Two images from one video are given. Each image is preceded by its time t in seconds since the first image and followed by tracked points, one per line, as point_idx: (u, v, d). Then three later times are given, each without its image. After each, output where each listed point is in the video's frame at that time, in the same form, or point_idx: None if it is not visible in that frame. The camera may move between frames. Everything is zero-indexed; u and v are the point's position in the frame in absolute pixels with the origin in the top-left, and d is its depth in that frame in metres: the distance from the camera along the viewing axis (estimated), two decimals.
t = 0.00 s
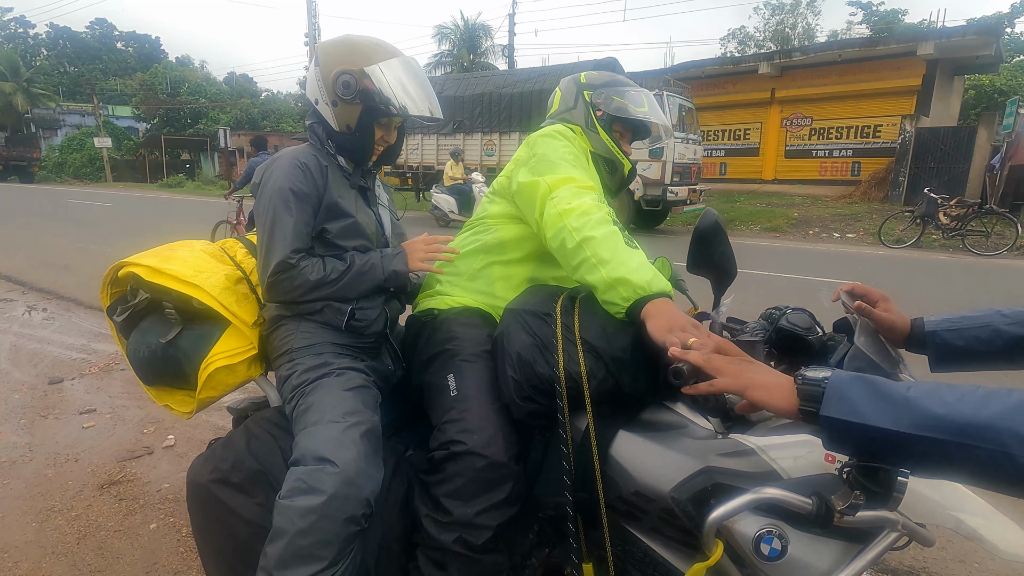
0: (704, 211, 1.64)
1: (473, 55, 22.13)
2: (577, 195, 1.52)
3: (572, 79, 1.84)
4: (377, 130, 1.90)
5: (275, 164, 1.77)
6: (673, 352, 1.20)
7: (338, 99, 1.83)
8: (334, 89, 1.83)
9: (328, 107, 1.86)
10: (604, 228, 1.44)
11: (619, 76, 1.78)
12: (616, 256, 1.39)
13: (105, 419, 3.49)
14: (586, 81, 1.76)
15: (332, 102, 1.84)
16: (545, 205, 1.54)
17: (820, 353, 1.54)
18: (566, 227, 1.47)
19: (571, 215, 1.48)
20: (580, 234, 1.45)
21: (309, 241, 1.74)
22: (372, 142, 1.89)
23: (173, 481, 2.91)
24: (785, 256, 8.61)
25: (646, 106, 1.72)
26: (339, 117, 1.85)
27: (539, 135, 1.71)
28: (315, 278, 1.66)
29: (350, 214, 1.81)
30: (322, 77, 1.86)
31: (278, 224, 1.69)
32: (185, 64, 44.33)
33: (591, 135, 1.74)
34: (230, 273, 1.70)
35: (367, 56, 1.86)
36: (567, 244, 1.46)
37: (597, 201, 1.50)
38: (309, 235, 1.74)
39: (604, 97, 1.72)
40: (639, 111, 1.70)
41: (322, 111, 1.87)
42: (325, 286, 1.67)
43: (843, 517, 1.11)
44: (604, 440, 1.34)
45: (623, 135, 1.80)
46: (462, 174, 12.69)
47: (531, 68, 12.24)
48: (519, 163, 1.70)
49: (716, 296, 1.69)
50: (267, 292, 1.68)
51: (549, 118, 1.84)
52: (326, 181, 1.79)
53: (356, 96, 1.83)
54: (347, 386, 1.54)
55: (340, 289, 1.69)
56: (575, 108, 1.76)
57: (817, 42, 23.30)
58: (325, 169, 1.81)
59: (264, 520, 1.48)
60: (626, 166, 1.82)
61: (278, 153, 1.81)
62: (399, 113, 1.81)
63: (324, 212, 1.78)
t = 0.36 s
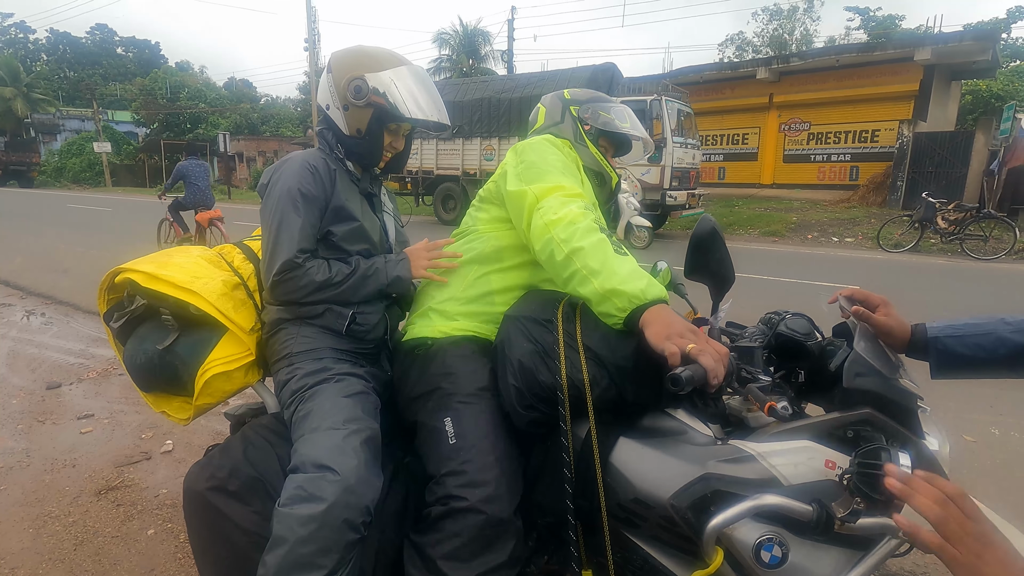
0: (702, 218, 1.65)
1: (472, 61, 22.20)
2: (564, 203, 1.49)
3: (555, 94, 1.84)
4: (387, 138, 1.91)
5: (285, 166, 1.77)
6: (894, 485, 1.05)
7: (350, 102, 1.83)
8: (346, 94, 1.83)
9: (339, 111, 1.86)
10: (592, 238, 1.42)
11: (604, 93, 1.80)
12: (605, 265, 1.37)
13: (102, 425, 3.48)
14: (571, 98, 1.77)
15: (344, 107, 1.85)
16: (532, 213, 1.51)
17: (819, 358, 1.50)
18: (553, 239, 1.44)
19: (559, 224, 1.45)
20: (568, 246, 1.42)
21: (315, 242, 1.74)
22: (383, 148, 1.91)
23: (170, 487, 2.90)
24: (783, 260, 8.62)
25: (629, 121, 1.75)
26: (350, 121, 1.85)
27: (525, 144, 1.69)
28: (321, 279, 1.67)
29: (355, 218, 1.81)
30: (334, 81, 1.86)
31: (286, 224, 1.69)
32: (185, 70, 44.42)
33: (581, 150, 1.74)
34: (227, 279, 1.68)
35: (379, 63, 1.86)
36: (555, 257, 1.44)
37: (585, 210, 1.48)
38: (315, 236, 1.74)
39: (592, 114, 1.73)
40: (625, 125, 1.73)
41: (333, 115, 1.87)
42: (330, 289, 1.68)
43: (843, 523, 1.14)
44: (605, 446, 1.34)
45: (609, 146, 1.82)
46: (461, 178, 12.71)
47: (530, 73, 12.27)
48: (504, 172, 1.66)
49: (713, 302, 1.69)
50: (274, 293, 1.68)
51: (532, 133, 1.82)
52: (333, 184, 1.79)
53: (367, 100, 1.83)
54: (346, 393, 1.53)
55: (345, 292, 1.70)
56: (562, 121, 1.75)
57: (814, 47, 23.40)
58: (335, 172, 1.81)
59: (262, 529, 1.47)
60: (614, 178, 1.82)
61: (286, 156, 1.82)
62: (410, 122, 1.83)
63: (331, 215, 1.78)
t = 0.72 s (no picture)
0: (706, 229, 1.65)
1: (473, 69, 22.32)
2: (477, 223, 1.39)
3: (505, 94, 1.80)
4: (387, 145, 1.92)
5: (295, 173, 1.80)
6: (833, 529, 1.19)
7: (348, 113, 1.85)
8: (345, 105, 1.86)
9: (339, 122, 1.87)
10: (505, 255, 1.32)
11: (553, 87, 1.76)
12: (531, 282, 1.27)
13: (100, 434, 3.48)
14: (521, 96, 1.73)
15: (343, 117, 1.86)
16: (450, 235, 1.43)
17: (813, 370, 1.51)
18: (466, 263, 1.35)
19: (469, 247, 1.35)
20: (483, 269, 1.32)
21: (319, 250, 1.76)
22: (382, 155, 1.91)
23: (167, 497, 2.89)
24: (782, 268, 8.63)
25: (584, 119, 1.69)
26: (351, 130, 1.87)
27: (460, 157, 1.62)
28: (319, 291, 1.67)
29: (360, 229, 1.82)
30: (332, 93, 1.89)
31: (291, 230, 1.72)
32: (186, 79, 44.70)
33: (531, 152, 1.68)
34: (215, 295, 1.66)
35: (377, 77, 1.89)
36: (473, 281, 1.34)
37: (497, 226, 1.38)
38: (319, 245, 1.76)
39: (541, 111, 1.69)
40: (574, 123, 1.68)
41: (333, 129, 1.89)
42: (331, 301, 1.68)
43: (840, 545, 1.14)
44: (599, 464, 1.36)
45: (562, 147, 1.76)
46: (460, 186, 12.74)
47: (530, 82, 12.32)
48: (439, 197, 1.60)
49: (714, 314, 1.68)
50: (275, 300, 1.69)
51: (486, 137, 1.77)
52: (337, 195, 1.80)
53: (366, 108, 1.85)
54: (341, 412, 1.53)
55: (345, 306, 1.69)
56: (510, 123, 1.70)
57: (812, 56, 23.55)
58: (342, 184, 1.84)
59: (253, 552, 1.47)
60: (570, 180, 1.78)
61: (296, 164, 1.84)
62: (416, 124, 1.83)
63: (335, 225, 1.80)
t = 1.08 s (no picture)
0: (693, 256, 1.57)
1: (471, 75, 22.32)
2: (350, 242, 1.36)
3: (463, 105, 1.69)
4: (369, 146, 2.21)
5: (280, 190, 1.90)
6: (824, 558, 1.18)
7: (329, 127, 2.15)
8: (324, 122, 2.15)
9: (322, 137, 2.14)
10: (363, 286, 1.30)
11: (509, 95, 1.62)
12: (369, 330, 1.31)
13: (97, 441, 3.42)
14: (475, 108, 1.62)
15: (325, 131, 2.15)
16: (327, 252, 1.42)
17: (804, 389, 1.44)
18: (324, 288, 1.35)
19: (330, 271, 1.33)
20: (339, 299, 1.32)
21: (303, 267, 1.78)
22: (370, 156, 2.19)
23: (165, 505, 2.84)
24: (780, 273, 8.60)
25: (541, 127, 1.57)
26: (335, 140, 2.14)
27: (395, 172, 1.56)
28: (304, 314, 1.64)
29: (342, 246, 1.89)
30: (310, 118, 2.19)
31: (280, 246, 1.77)
32: (184, 84, 44.63)
33: (483, 168, 1.57)
34: (190, 321, 1.60)
35: (340, 95, 2.23)
36: (329, 305, 1.34)
37: (365, 253, 1.33)
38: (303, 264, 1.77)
39: (492, 125, 1.56)
40: (521, 132, 1.55)
41: (318, 146, 2.13)
42: (315, 326, 1.64)
43: None
44: (587, 490, 1.32)
45: (521, 159, 1.62)
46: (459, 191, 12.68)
47: (528, 87, 12.30)
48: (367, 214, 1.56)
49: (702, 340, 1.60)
50: (264, 316, 1.64)
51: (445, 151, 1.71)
52: (324, 213, 1.93)
53: (343, 118, 2.16)
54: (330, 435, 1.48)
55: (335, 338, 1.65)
56: (463, 138, 1.62)
57: (809, 62, 23.62)
58: (328, 201, 1.97)
59: None
60: (529, 194, 1.62)
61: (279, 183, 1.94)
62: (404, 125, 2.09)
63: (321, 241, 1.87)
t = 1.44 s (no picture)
0: (694, 265, 1.57)
1: (467, 75, 22.31)
2: (331, 274, 1.37)
3: (457, 112, 1.70)
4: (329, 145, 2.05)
5: (241, 205, 1.77)
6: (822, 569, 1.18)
7: (282, 131, 1.98)
8: (275, 127, 1.99)
9: (275, 142, 1.98)
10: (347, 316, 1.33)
11: (503, 103, 1.62)
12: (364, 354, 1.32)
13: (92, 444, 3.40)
14: (468, 115, 1.62)
15: (279, 137, 1.98)
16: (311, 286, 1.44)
17: (799, 395, 1.44)
18: (313, 321, 1.37)
19: (316, 304, 1.36)
20: (329, 329, 1.35)
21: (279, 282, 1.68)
22: (332, 155, 2.03)
23: (160, 507, 2.82)
24: (776, 274, 8.62)
25: (536, 137, 1.57)
26: (290, 144, 1.98)
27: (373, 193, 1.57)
28: (290, 334, 1.58)
29: (310, 257, 1.80)
30: (259, 125, 2.02)
31: (256, 261, 1.65)
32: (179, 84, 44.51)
33: (473, 178, 1.59)
34: (166, 337, 1.58)
35: (285, 94, 2.06)
36: (321, 335, 1.37)
37: (345, 283, 1.35)
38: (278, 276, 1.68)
39: (483, 134, 1.57)
40: (518, 145, 1.54)
41: (274, 152, 1.98)
42: (300, 346, 1.59)
43: None
44: (577, 506, 1.31)
45: (514, 170, 1.62)
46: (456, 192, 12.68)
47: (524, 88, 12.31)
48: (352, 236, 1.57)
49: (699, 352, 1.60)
50: (246, 337, 1.58)
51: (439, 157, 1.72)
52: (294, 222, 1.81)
53: (294, 117, 1.99)
54: (327, 452, 1.46)
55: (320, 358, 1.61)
56: (454, 145, 1.63)
57: (804, 63, 23.70)
58: (295, 210, 1.83)
59: None
60: (518, 207, 1.62)
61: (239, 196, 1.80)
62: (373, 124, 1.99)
63: (292, 252, 1.77)
